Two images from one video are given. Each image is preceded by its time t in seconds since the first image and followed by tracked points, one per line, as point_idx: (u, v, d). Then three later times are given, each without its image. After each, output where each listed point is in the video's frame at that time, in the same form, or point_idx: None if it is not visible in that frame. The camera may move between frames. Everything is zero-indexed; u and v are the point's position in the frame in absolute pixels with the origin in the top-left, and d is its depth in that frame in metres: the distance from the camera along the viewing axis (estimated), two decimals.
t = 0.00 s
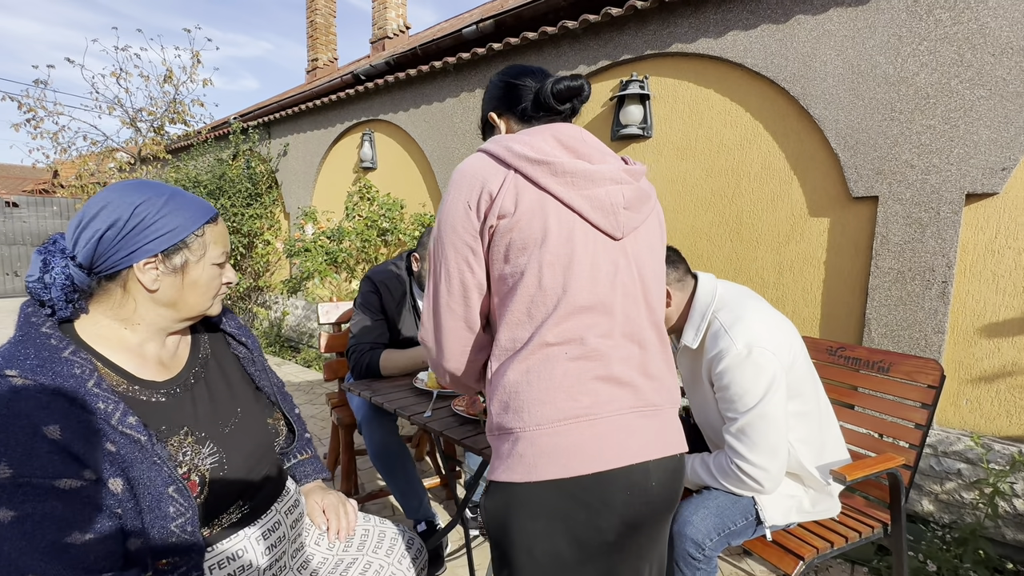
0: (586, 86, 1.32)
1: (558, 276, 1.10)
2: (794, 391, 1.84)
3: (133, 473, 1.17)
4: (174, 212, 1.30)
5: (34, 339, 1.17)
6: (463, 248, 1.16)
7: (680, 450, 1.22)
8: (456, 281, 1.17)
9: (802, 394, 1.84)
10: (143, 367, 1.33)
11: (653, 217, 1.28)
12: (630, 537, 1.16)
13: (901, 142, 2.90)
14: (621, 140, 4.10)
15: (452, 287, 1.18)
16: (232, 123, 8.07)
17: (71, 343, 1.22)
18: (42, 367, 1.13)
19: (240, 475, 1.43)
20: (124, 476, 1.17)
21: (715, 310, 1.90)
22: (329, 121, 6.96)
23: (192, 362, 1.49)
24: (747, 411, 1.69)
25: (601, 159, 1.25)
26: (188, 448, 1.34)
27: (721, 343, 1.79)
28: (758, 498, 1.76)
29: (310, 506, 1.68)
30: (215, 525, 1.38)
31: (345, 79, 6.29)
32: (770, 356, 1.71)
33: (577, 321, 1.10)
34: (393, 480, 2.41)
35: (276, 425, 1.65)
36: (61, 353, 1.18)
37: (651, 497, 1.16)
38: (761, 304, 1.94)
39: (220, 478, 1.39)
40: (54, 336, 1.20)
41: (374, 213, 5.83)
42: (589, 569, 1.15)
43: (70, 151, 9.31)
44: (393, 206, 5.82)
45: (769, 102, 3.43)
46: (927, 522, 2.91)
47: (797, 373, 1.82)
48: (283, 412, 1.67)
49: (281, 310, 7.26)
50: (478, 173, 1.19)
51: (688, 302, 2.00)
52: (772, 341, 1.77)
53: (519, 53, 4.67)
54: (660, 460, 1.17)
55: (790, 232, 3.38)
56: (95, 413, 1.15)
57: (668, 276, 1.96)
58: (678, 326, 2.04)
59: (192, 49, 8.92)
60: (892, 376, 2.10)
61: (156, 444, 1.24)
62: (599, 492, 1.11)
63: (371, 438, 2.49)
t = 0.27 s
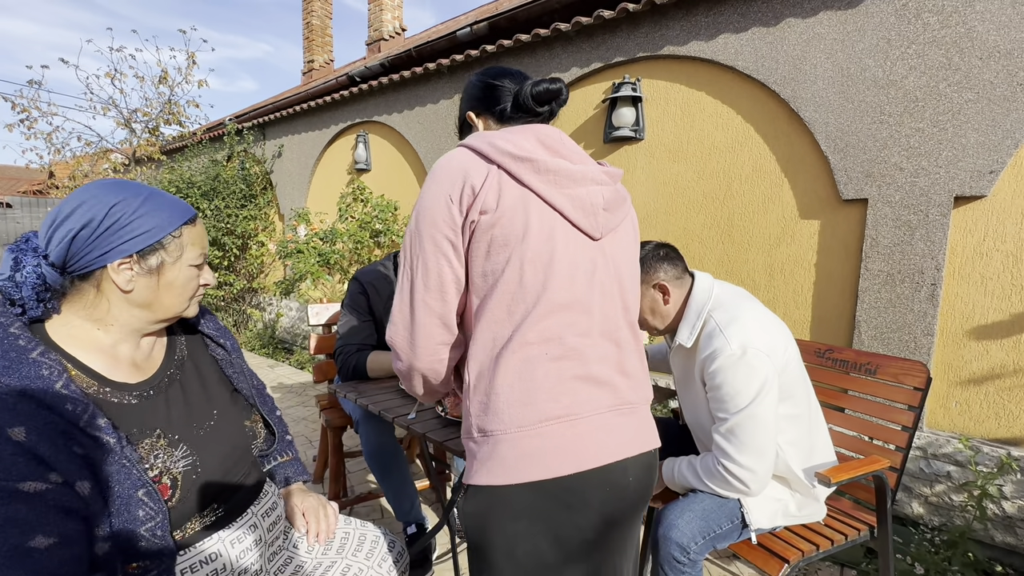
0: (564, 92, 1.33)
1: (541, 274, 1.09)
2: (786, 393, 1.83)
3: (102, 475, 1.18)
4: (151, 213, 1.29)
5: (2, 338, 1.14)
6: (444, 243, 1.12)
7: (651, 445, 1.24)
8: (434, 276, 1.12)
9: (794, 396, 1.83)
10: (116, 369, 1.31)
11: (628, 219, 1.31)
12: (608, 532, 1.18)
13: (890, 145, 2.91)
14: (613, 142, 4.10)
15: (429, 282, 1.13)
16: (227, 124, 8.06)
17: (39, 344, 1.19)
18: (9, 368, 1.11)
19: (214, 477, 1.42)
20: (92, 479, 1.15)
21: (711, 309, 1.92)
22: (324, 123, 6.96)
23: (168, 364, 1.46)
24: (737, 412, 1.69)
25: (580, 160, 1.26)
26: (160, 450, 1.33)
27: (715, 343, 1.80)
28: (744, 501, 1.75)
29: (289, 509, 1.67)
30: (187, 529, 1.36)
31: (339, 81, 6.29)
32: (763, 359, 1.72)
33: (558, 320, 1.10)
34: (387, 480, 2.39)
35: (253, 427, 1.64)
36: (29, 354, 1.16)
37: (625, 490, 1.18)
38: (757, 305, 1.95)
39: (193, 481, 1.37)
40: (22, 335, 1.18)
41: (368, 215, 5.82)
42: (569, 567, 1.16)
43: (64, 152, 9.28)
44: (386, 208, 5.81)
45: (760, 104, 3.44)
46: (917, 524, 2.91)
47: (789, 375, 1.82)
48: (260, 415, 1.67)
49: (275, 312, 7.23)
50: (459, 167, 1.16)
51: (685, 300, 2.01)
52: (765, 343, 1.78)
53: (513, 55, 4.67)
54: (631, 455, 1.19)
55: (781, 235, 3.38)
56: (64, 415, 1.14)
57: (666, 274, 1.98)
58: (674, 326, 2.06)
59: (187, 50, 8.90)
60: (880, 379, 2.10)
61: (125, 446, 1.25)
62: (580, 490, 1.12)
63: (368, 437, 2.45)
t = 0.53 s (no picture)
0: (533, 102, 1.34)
1: (519, 276, 1.10)
2: (778, 397, 1.83)
3: (74, 480, 1.17)
4: (130, 216, 1.28)
5: None
6: (422, 245, 1.11)
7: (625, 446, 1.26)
8: (409, 279, 1.11)
9: (785, 400, 1.83)
10: (90, 373, 1.30)
11: (599, 224, 1.35)
12: (576, 541, 1.18)
13: (878, 150, 2.93)
14: (605, 146, 4.12)
15: (405, 285, 1.12)
16: (222, 127, 8.04)
17: (10, 348, 1.19)
18: None
19: (190, 482, 1.41)
20: (62, 484, 1.14)
21: (705, 311, 1.93)
22: (318, 126, 6.96)
23: (145, 368, 1.45)
24: (728, 414, 1.69)
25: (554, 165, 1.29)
26: (134, 455, 1.32)
27: (711, 345, 1.81)
28: (730, 505, 1.74)
29: (270, 514, 1.65)
30: (162, 534, 1.35)
31: (334, 84, 6.29)
32: (757, 362, 1.73)
33: (537, 322, 1.11)
34: (381, 481, 2.37)
35: (233, 432, 1.62)
36: None
37: (593, 499, 1.18)
38: (750, 309, 1.96)
39: (168, 486, 1.36)
40: None
41: (361, 218, 5.81)
42: None
43: (57, 154, 9.24)
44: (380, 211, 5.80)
45: (750, 109, 3.46)
46: (906, 528, 2.92)
47: (783, 379, 1.82)
48: (240, 419, 1.65)
49: (268, 314, 7.21)
50: (436, 168, 1.15)
51: (679, 303, 2.03)
52: (760, 346, 1.79)
53: (505, 59, 4.69)
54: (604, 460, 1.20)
55: (771, 239, 3.40)
56: (34, 419, 1.13)
57: (662, 274, 1.99)
58: (669, 328, 2.08)
59: (182, 52, 8.89)
60: (866, 383, 2.11)
61: (97, 451, 1.24)
62: (549, 497, 1.11)
63: (365, 439, 2.44)
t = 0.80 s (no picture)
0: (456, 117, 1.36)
1: (410, 290, 1.09)
2: (761, 404, 1.83)
3: (40, 489, 1.16)
4: (104, 223, 1.28)
5: None
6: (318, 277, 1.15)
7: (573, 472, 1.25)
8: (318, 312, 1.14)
9: (768, 407, 1.83)
10: (60, 380, 1.29)
11: (517, 223, 1.32)
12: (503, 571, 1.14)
13: (863, 156, 2.96)
14: (596, 151, 4.14)
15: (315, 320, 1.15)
16: (215, 130, 8.03)
17: None
18: None
19: (161, 489, 1.40)
20: (28, 494, 1.13)
21: (689, 318, 1.93)
22: (311, 130, 6.95)
23: (118, 375, 1.44)
24: (710, 421, 1.68)
25: (456, 169, 1.27)
26: (104, 463, 1.32)
27: (694, 352, 1.81)
28: (712, 511, 1.75)
29: (247, 521, 1.62)
30: (131, 542, 1.35)
31: (327, 88, 6.29)
32: (740, 369, 1.73)
33: (433, 334, 1.08)
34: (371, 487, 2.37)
35: (210, 438, 1.60)
36: None
37: (541, 524, 1.18)
38: (734, 314, 1.97)
39: (139, 494, 1.36)
40: None
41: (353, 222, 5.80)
42: None
43: (49, 157, 9.18)
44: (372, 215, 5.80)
45: (738, 115, 3.48)
46: (893, 533, 2.92)
47: (765, 386, 1.82)
48: (217, 425, 1.62)
49: (260, 319, 7.17)
50: (329, 201, 1.19)
51: (664, 308, 2.03)
52: (743, 353, 1.79)
53: (497, 65, 4.70)
54: (541, 484, 1.18)
55: (759, 244, 3.41)
56: None
57: (647, 280, 1.99)
58: (654, 333, 2.08)
59: (176, 56, 8.87)
60: (849, 388, 2.12)
61: (65, 458, 1.22)
62: (469, 521, 1.08)
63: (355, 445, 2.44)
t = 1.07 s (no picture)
0: (392, 138, 1.31)
1: (291, 302, 1.08)
2: (742, 407, 1.83)
3: None
4: (71, 225, 1.27)
5: None
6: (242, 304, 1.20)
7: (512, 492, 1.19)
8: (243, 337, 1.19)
9: (749, 410, 1.83)
10: (24, 383, 1.27)
11: (433, 220, 1.23)
12: None
13: (848, 161, 2.98)
14: (585, 155, 4.15)
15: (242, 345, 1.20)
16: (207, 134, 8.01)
17: None
18: None
19: (128, 493, 1.38)
20: None
21: (671, 321, 1.93)
22: (304, 133, 6.95)
23: (86, 377, 1.42)
24: (691, 425, 1.68)
25: (361, 173, 1.23)
26: (68, 467, 1.30)
27: (675, 355, 1.81)
28: (693, 515, 1.74)
29: (220, 526, 1.62)
30: (97, 548, 1.33)
31: (320, 92, 6.30)
32: (720, 372, 1.73)
33: (311, 344, 1.04)
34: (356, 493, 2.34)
35: (182, 441, 1.58)
36: None
37: (472, 543, 1.12)
38: (717, 317, 1.97)
39: (104, 498, 1.34)
40: None
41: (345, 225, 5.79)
42: None
43: (39, 159, 9.12)
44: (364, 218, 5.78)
45: (725, 120, 3.50)
46: (880, 536, 2.92)
47: (746, 389, 1.82)
48: (188, 429, 1.61)
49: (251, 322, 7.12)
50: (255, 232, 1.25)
51: (647, 311, 2.03)
52: (724, 356, 1.79)
53: (488, 69, 4.72)
54: (461, 502, 1.09)
55: (746, 248, 3.43)
56: None
57: (630, 283, 1.99)
58: (637, 336, 2.08)
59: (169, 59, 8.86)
60: (832, 392, 2.12)
61: (24, 463, 1.21)
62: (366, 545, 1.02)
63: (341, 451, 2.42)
